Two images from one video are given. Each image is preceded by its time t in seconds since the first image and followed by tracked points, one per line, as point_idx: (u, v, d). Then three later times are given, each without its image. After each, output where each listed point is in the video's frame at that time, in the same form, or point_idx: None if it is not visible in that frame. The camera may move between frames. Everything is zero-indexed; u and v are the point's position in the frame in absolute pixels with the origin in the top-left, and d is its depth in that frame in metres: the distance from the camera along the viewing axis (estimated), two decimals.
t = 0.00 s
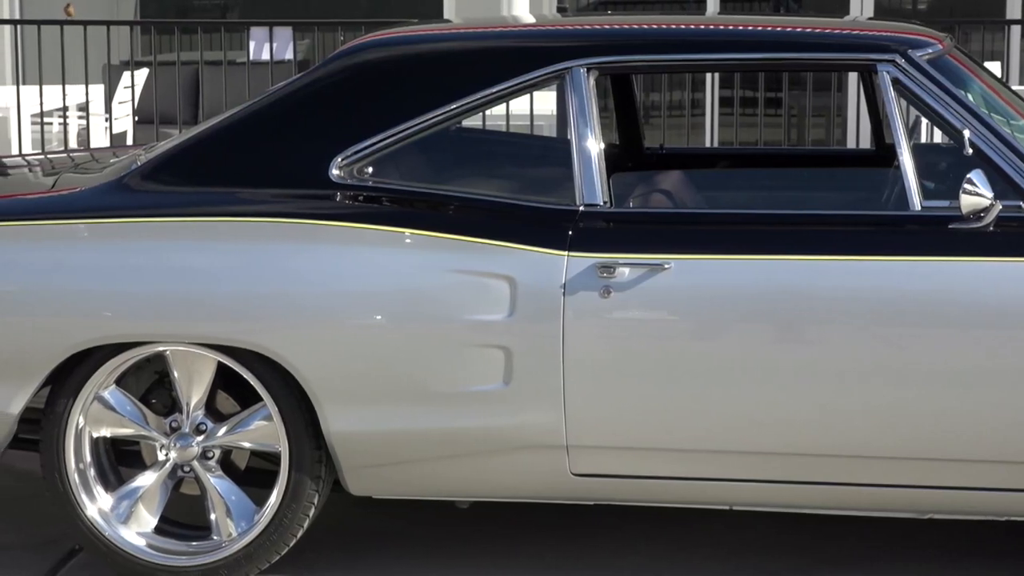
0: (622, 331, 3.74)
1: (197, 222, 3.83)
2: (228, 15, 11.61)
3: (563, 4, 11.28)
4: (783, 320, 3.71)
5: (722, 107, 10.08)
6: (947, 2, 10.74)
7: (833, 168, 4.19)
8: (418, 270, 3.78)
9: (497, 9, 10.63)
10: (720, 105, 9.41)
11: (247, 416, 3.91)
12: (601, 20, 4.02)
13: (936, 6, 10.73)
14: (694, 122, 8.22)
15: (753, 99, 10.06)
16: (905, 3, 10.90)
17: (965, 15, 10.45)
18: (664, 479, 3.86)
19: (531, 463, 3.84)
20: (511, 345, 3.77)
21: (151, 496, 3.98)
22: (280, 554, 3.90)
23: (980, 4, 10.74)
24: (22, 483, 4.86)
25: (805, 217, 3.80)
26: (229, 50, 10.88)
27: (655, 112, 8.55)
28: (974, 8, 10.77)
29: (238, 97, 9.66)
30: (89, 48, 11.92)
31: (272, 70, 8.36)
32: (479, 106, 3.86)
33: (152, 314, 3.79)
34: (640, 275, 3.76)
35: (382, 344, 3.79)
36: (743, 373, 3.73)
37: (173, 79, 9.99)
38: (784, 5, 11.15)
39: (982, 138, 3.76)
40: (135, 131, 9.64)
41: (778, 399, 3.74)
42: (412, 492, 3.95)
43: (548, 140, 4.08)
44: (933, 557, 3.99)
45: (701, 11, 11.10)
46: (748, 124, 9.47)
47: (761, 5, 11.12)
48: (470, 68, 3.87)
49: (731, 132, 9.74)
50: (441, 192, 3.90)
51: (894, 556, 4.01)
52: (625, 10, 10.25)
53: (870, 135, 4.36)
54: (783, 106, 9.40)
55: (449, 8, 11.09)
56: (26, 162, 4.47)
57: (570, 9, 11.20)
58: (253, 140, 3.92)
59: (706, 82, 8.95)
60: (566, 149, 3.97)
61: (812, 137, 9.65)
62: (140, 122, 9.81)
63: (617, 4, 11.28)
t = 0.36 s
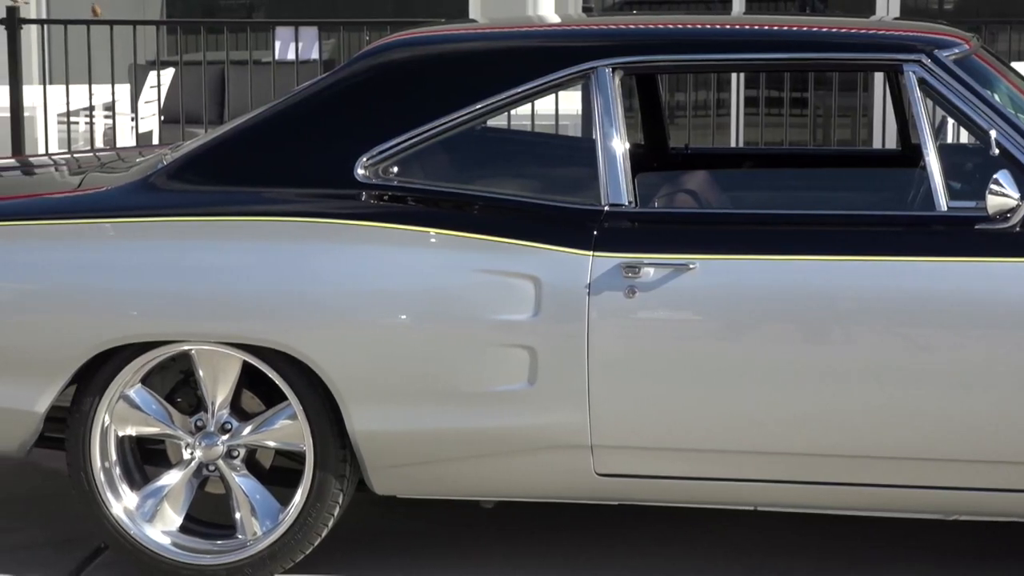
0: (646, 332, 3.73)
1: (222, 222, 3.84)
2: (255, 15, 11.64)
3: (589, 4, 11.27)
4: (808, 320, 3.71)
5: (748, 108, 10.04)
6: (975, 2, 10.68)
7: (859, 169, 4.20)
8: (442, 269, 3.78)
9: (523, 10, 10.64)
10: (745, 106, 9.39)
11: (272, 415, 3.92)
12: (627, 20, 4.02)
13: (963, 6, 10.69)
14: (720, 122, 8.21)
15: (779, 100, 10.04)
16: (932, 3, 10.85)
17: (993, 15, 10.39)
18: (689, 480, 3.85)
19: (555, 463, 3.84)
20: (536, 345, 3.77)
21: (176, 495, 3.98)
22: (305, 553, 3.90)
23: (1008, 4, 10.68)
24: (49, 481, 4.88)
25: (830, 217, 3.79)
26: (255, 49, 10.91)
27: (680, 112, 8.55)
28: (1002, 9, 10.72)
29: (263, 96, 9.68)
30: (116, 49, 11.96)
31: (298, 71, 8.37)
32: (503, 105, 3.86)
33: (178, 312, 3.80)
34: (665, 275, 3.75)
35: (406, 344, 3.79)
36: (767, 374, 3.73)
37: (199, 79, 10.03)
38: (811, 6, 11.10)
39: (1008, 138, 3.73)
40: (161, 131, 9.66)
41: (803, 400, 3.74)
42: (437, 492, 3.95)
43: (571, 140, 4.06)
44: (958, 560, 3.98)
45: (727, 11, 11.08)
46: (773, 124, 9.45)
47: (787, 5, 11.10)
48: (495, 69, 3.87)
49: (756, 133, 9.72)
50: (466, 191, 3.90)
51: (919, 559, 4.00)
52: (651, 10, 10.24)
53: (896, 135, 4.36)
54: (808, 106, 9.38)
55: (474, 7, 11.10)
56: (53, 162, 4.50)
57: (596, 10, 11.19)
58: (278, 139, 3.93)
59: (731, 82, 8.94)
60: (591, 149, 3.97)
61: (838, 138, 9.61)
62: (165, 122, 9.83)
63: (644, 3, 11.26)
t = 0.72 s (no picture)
0: (668, 332, 3.73)
1: (245, 221, 3.85)
2: (278, 15, 11.66)
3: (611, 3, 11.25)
4: (831, 321, 3.70)
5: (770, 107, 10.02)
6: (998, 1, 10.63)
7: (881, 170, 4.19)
8: (465, 269, 3.79)
9: (545, 9, 10.65)
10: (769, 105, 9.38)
11: (294, 414, 3.93)
12: (650, 20, 4.02)
13: (987, 5, 10.64)
14: (744, 122, 8.19)
15: (802, 99, 10.01)
16: (956, 2, 10.80)
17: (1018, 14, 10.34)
18: (710, 481, 3.85)
19: (577, 463, 3.84)
20: (558, 344, 3.77)
21: (198, 494, 4.00)
22: (327, 552, 3.91)
23: None
24: (71, 480, 4.90)
25: (853, 217, 3.79)
26: (278, 49, 10.94)
27: (702, 113, 8.55)
28: None
29: (284, 96, 9.70)
30: (139, 48, 11.99)
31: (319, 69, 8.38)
32: (525, 105, 3.85)
33: (200, 311, 3.81)
34: (687, 275, 3.75)
35: (428, 344, 3.79)
36: (790, 374, 3.73)
37: (223, 79, 10.05)
38: (834, 5, 11.05)
39: None
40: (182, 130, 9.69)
41: (825, 400, 3.73)
42: (459, 491, 3.95)
43: (595, 140, 4.09)
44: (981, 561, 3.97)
45: (749, 10, 11.06)
46: (796, 124, 9.44)
47: (809, 4, 11.08)
48: (517, 68, 3.87)
49: (779, 133, 9.70)
50: (488, 191, 3.91)
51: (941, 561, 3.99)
52: (673, 9, 10.22)
53: (919, 135, 4.35)
54: (831, 105, 9.35)
55: (496, 6, 11.10)
56: (77, 161, 4.51)
57: (618, 9, 11.16)
58: (300, 139, 3.93)
59: (754, 81, 8.92)
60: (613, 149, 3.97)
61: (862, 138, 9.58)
62: (188, 121, 9.85)
63: (667, 2, 11.24)
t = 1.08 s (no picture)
0: (690, 332, 3.73)
1: (266, 221, 3.86)
2: (300, 15, 11.68)
3: (633, 3, 11.23)
4: (853, 321, 3.70)
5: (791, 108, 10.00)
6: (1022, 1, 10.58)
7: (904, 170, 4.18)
8: (486, 269, 3.79)
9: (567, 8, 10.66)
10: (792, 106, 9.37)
11: (315, 414, 3.94)
12: (672, 20, 4.02)
13: (1010, 5, 10.60)
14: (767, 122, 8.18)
15: (823, 99, 9.99)
16: (979, 2, 10.75)
17: None
18: (731, 481, 3.85)
19: (598, 463, 3.84)
20: (579, 344, 3.77)
21: (219, 493, 4.01)
22: (348, 552, 3.91)
23: None
24: (93, 478, 4.91)
25: (875, 217, 3.78)
26: (298, 49, 10.94)
27: (725, 113, 8.53)
28: None
29: (304, 96, 9.71)
30: (160, 48, 12.02)
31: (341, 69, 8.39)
32: (547, 105, 3.85)
33: (221, 310, 3.81)
34: (709, 275, 3.75)
35: (449, 343, 3.79)
36: (812, 375, 3.72)
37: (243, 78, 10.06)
38: (858, 5, 11.02)
39: None
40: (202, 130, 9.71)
41: (847, 400, 3.73)
42: (480, 491, 3.95)
43: (617, 140, 4.09)
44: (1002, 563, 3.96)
45: (772, 10, 11.03)
46: (818, 124, 9.42)
47: (831, 5, 11.06)
48: (539, 68, 3.87)
49: (801, 134, 9.68)
50: (509, 191, 3.91)
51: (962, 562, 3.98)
52: (697, 8, 10.20)
53: (942, 136, 4.34)
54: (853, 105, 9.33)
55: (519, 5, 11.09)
56: (100, 160, 4.52)
57: (640, 9, 11.14)
58: (322, 139, 3.94)
59: (776, 81, 8.91)
60: (635, 149, 3.97)
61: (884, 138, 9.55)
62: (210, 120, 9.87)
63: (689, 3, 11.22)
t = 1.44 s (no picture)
0: (712, 332, 3.72)
1: (288, 220, 3.86)
2: (321, 15, 11.70)
3: (656, 3, 11.24)
4: (874, 321, 3.69)
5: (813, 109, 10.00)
6: None
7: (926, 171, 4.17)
8: (507, 268, 3.79)
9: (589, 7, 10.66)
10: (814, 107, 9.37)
11: (336, 413, 3.95)
12: (693, 19, 4.02)
13: None
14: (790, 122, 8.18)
15: (845, 100, 9.98)
16: (1002, 2, 10.72)
17: None
18: (752, 481, 3.84)
19: (619, 463, 3.84)
20: (600, 344, 3.77)
21: (240, 492, 4.02)
22: (368, 551, 3.91)
23: None
24: (113, 477, 4.93)
25: (897, 217, 3.77)
26: (319, 49, 10.95)
27: (747, 113, 8.52)
28: None
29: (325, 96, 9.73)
30: (181, 48, 12.05)
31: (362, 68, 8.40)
32: (568, 105, 3.85)
33: (242, 310, 3.82)
34: (730, 275, 3.74)
35: (470, 343, 3.79)
36: (834, 375, 3.72)
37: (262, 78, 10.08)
38: (879, 6, 11.01)
39: None
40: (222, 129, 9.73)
41: (868, 401, 3.72)
42: (500, 491, 3.95)
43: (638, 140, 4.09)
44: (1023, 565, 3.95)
45: (793, 10, 11.02)
46: (839, 125, 9.41)
47: (852, 5, 11.05)
48: (560, 68, 3.87)
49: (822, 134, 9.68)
50: (530, 190, 3.91)
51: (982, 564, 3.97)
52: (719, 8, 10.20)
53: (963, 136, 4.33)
54: (875, 105, 9.33)
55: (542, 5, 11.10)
56: (122, 159, 4.53)
57: (662, 9, 11.13)
58: (343, 138, 3.94)
59: (798, 82, 8.91)
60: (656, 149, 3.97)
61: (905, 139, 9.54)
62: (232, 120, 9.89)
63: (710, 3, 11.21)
